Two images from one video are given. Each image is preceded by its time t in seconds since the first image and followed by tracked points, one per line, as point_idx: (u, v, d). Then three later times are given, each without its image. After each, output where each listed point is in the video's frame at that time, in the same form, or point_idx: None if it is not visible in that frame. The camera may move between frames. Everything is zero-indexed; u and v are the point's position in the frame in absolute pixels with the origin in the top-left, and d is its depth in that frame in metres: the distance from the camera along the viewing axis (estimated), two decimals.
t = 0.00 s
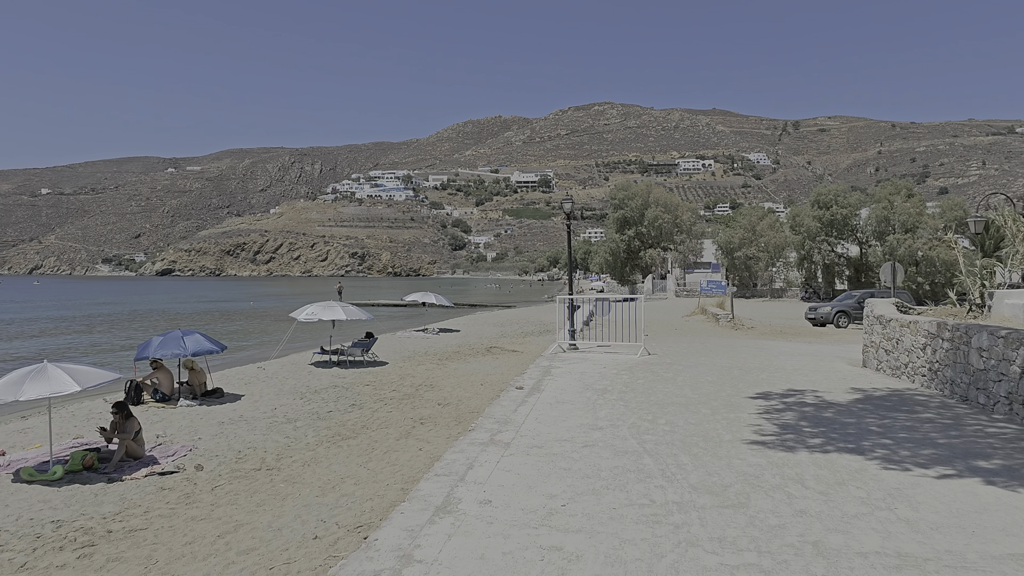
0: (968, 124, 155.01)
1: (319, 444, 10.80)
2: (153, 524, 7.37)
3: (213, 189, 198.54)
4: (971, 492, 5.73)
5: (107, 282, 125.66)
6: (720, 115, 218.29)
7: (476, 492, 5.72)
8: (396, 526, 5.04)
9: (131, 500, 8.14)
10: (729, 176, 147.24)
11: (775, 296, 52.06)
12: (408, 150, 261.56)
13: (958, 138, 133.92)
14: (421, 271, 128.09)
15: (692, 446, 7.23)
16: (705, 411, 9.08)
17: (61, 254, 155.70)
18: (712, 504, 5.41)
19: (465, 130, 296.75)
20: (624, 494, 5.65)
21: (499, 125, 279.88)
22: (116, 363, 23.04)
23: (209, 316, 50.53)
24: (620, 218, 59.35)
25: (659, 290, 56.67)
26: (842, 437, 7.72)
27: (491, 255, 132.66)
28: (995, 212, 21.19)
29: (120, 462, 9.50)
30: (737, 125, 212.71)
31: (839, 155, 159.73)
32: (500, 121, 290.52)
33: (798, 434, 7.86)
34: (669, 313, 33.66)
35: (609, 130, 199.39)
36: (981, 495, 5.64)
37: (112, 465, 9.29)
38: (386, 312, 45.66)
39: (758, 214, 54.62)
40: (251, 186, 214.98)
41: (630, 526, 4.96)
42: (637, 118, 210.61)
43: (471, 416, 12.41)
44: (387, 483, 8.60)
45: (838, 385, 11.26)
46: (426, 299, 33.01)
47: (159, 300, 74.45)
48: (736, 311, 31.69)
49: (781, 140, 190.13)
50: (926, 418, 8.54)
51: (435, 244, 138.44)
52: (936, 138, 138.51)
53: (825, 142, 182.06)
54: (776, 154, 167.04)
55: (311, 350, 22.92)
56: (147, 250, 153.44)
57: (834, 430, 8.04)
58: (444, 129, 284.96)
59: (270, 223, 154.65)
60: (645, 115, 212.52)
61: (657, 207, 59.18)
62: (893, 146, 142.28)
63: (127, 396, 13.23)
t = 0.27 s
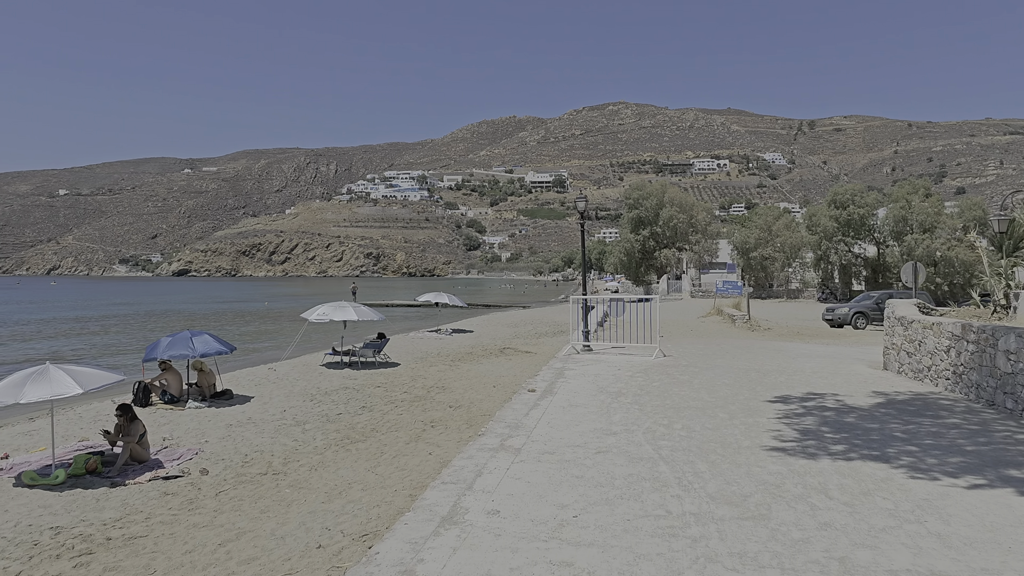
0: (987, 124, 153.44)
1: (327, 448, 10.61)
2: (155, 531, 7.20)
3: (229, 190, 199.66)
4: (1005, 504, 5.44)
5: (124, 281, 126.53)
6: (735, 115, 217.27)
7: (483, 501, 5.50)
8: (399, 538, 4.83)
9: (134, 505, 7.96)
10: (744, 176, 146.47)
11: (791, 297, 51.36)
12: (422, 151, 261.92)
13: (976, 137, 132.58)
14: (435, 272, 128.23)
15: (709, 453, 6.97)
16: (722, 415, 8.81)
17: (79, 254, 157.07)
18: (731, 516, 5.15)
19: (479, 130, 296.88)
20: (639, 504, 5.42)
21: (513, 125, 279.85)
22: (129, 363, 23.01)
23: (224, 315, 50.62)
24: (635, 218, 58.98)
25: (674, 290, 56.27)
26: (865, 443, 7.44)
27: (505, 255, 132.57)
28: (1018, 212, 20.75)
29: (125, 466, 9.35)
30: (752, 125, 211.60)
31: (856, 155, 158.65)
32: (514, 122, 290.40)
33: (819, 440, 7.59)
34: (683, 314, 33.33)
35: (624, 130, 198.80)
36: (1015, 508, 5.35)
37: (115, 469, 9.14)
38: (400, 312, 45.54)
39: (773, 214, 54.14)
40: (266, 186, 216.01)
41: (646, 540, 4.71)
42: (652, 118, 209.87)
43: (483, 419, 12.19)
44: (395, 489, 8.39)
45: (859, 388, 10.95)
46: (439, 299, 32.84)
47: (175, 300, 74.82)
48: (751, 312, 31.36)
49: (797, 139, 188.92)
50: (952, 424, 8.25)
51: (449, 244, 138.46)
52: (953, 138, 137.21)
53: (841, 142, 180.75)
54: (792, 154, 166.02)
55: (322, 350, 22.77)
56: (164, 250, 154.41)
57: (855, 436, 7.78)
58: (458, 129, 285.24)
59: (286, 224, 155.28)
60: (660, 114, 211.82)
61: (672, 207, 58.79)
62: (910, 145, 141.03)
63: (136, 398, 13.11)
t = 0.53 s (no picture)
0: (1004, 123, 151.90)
1: (333, 451, 10.38)
2: (153, 538, 6.98)
3: (243, 189, 200.57)
4: None
5: (139, 281, 127.15)
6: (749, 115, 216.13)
7: (490, 513, 5.24)
8: (401, 553, 4.57)
9: (135, 511, 7.76)
10: (758, 176, 145.61)
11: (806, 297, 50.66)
12: (435, 151, 262.10)
13: (993, 137, 131.26)
14: (449, 272, 128.25)
15: (727, 462, 6.69)
16: (740, 422, 8.51)
17: (95, 254, 158.20)
18: (752, 532, 4.86)
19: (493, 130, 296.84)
20: (653, 518, 5.14)
21: (526, 125, 279.61)
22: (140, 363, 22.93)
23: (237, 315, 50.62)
24: (648, 218, 58.61)
25: (688, 291, 55.86)
26: (890, 453, 7.12)
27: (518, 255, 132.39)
28: None
29: (129, 469, 9.14)
30: (767, 125, 210.47)
31: (872, 155, 157.45)
32: (528, 122, 290.18)
33: (842, 448, 7.29)
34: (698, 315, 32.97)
35: (637, 130, 198.14)
36: None
37: (119, 472, 8.94)
38: (413, 312, 45.38)
39: (789, 214, 53.63)
40: (280, 186, 216.83)
41: (662, 558, 4.43)
42: (665, 118, 209.06)
43: (493, 423, 11.94)
44: (401, 495, 8.14)
45: (882, 393, 10.62)
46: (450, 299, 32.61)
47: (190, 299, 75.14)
48: (766, 313, 30.97)
49: (812, 139, 187.69)
50: (981, 432, 7.92)
51: (462, 244, 138.42)
52: (971, 138, 135.88)
53: (857, 141, 179.40)
54: (806, 153, 164.94)
55: (333, 350, 22.61)
56: (179, 250, 155.15)
57: (880, 444, 7.47)
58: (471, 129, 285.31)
59: (300, 223, 155.75)
60: (674, 114, 210.99)
61: (686, 207, 58.37)
62: (926, 145, 139.80)
63: (144, 399, 12.92)
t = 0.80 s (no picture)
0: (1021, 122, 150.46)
1: (341, 454, 10.19)
2: (153, 544, 6.80)
3: (256, 190, 201.26)
4: None
5: (152, 281, 127.58)
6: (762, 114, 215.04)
7: (498, 523, 5.02)
8: (405, 566, 4.36)
9: (136, 516, 7.59)
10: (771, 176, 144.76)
11: (821, 298, 50.08)
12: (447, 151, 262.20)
13: (1009, 136, 130.01)
14: (460, 272, 128.17)
15: (745, 468, 6.45)
16: (757, 426, 8.27)
17: (109, 254, 159.07)
18: (773, 544, 4.62)
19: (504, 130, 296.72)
20: (668, 529, 4.91)
21: (538, 125, 279.24)
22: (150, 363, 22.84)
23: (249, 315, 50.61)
24: (661, 217, 58.25)
25: (700, 291, 55.48)
26: (914, 459, 6.86)
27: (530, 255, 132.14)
28: None
29: (133, 472, 8.98)
30: (780, 125, 209.34)
31: (886, 154, 156.32)
32: (539, 122, 289.70)
33: (864, 454, 7.03)
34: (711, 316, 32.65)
35: (649, 130, 197.48)
36: None
37: (122, 475, 8.78)
38: (424, 312, 45.24)
39: (802, 214, 53.14)
40: (293, 186, 217.45)
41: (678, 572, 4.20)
42: (678, 117, 208.28)
43: (504, 425, 11.73)
44: (408, 500, 7.95)
45: (902, 397, 10.33)
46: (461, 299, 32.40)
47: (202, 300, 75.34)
48: (780, 314, 30.60)
49: (825, 138, 186.51)
50: (1008, 438, 7.63)
51: (474, 244, 138.30)
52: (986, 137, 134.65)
53: (870, 141, 178.13)
54: (820, 153, 163.92)
55: (343, 351, 22.46)
56: (192, 250, 155.65)
57: (904, 450, 7.20)
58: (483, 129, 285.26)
59: (312, 224, 156.07)
60: (686, 113, 210.16)
61: (699, 206, 57.98)
62: (941, 145, 138.57)
63: (150, 400, 12.79)
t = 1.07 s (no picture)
0: None
1: (347, 458, 9.94)
2: (149, 553, 6.55)
3: (268, 190, 201.78)
4: None
5: (166, 280, 128.19)
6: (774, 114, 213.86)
7: (505, 537, 4.73)
8: None
9: (134, 522, 7.35)
10: (783, 176, 143.88)
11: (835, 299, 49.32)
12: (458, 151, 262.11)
13: None
14: (471, 271, 127.96)
15: (765, 478, 6.13)
16: (777, 432, 7.95)
17: (122, 253, 159.81)
18: (799, 563, 4.32)
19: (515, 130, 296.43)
20: (687, 544, 4.61)
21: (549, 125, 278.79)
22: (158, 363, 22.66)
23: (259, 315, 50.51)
24: (673, 217, 57.85)
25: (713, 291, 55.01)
26: (944, 469, 6.53)
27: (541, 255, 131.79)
28: None
29: (133, 476, 8.74)
30: (792, 124, 208.17)
31: (900, 154, 155.11)
32: (551, 122, 289.13)
33: (891, 463, 6.70)
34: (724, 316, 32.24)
35: (661, 129, 196.72)
36: None
37: (122, 479, 8.54)
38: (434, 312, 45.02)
39: (816, 214, 52.60)
40: (304, 186, 217.88)
41: None
42: (690, 117, 207.41)
43: (514, 429, 11.44)
44: (415, 507, 7.67)
45: (927, 401, 9.97)
46: (472, 299, 32.14)
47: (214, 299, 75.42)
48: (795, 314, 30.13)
49: (839, 138, 185.28)
50: None
51: (485, 244, 138.07)
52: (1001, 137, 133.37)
53: (884, 141, 176.87)
54: (833, 153, 162.88)
55: (352, 351, 22.23)
56: (204, 249, 156.05)
57: (933, 458, 6.87)
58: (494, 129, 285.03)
59: (324, 223, 156.27)
60: (698, 113, 209.24)
61: (711, 206, 57.53)
62: (956, 144, 137.37)
63: (156, 401, 12.58)
